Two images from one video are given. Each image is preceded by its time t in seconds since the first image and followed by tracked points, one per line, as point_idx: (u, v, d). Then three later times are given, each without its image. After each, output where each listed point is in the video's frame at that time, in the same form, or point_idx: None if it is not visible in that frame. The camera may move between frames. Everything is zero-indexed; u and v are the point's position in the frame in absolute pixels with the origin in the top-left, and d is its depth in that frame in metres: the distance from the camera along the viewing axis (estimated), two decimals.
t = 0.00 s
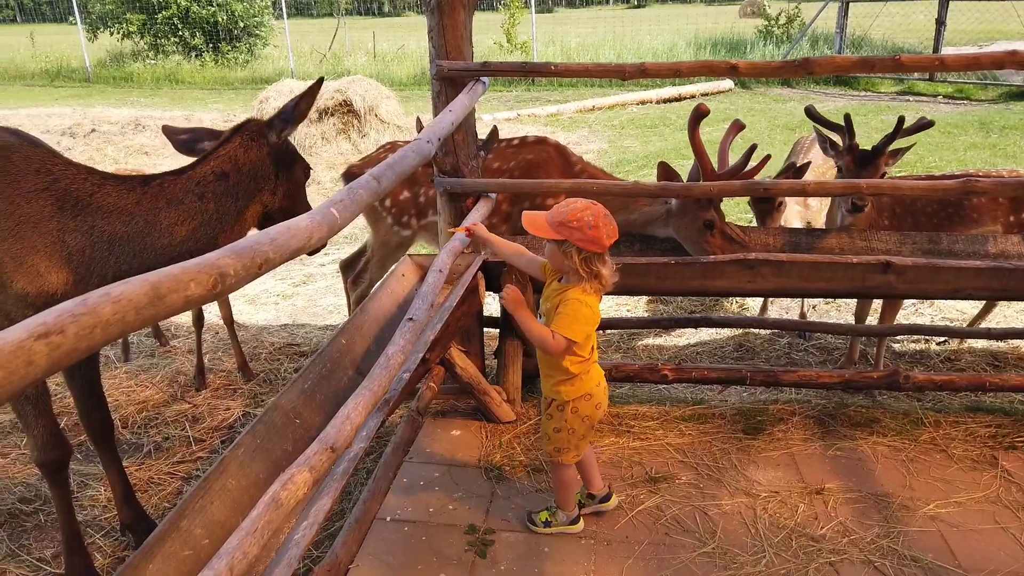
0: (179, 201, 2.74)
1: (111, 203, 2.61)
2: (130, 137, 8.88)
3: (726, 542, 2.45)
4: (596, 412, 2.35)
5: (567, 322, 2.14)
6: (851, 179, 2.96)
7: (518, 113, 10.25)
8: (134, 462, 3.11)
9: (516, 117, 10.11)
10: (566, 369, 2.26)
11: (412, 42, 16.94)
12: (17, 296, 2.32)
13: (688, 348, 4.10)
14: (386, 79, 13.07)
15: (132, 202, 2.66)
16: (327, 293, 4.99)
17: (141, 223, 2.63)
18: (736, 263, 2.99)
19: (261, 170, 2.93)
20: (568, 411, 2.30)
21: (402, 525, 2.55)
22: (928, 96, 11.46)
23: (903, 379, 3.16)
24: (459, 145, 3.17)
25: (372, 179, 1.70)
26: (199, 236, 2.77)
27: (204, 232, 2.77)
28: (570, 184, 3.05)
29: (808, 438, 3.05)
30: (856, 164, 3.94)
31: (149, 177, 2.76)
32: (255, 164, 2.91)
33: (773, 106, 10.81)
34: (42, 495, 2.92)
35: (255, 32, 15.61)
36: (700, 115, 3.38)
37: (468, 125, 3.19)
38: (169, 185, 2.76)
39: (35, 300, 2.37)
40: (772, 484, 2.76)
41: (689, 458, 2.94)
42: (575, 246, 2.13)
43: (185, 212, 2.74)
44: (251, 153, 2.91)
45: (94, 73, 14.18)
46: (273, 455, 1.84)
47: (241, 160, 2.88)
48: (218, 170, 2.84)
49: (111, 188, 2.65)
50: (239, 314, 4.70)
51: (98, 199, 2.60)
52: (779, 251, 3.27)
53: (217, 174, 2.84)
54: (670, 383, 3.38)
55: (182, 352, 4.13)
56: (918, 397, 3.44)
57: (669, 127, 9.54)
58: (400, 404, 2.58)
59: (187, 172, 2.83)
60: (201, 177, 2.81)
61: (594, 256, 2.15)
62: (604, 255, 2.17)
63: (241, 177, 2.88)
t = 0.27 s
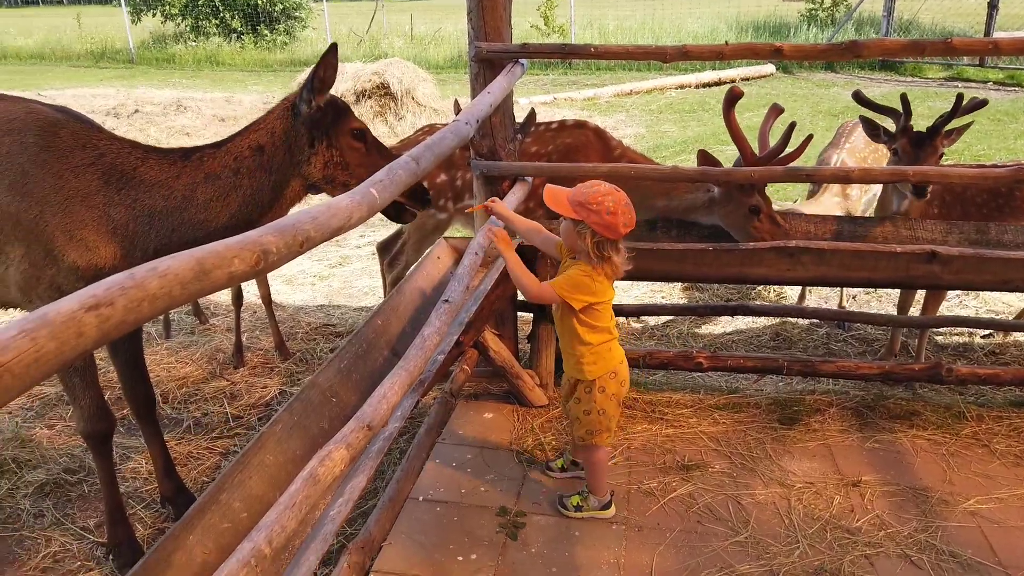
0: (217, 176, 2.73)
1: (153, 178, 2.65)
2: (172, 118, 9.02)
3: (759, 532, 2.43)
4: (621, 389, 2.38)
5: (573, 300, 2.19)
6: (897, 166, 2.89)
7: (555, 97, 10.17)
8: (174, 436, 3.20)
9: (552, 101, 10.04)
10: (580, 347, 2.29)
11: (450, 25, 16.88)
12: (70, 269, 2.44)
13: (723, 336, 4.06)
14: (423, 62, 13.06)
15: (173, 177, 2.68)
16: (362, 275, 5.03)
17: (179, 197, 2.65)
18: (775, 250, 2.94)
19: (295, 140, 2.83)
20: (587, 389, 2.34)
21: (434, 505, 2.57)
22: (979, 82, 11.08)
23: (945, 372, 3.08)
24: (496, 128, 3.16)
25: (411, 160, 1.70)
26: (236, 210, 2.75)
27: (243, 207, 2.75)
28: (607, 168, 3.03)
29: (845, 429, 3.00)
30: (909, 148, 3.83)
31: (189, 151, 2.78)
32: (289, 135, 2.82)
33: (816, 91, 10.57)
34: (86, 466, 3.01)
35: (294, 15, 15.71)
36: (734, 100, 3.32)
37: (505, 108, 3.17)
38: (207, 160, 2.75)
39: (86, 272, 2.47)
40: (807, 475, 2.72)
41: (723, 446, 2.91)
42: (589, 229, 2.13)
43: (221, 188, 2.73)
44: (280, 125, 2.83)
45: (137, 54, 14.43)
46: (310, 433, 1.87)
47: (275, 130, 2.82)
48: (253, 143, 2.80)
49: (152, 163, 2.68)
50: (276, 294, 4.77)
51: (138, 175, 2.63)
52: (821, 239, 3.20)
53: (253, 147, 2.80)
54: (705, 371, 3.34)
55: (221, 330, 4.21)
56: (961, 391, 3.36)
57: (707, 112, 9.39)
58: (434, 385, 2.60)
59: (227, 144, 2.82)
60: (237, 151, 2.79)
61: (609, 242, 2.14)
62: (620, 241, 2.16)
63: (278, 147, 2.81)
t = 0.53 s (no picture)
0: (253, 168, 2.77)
1: (193, 169, 2.70)
2: (208, 110, 9.16)
3: (787, 531, 2.41)
4: (636, 374, 2.38)
5: (595, 289, 2.19)
6: (936, 162, 2.83)
7: (586, 90, 10.12)
8: (207, 424, 3.26)
9: (583, 95, 9.99)
10: (600, 336, 2.29)
11: (481, 18, 16.88)
12: (113, 257, 2.50)
13: (753, 333, 4.02)
14: (455, 55, 13.08)
15: (211, 170, 2.73)
16: (392, 267, 5.07)
17: (216, 189, 2.69)
18: (808, 247, 2.89)
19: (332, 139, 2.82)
20: (611, 378, 2.33)
21: (461, 497, 2.59)
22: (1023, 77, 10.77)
23: (982, 373, 3.02)
24: (527, 122, 3.16)
25: (441, 154, 1.71)
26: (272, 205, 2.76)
27: (279, 199, 2.76)
28: (638, 163, 3.01)
29: (877, 430, 2.96)
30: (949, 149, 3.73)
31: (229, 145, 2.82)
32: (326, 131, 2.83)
33: (853, 85, 10.36)
34: (122, 452, 3.08)
35: (328, 8, 15.83)
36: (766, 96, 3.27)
37: (536, 102, 3.17)
38: (247, 155, 2.79)
39: (129, 260, 2.52)
40: (838, 475, 2.69)
41: (751, 444, 2.89)
42: (609, 216, 2.14)
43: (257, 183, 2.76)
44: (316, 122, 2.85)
45: (174, 48, 14.66)
46: (340, 423, 1.90)
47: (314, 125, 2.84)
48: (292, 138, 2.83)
49: (193, 156, 2.73)
50: (307, 285, 4.83)
51: (178, 166, 2.68)
52: (855, 236, 3.15)
53: (293, 141, 2.82)
54: (734, 368, 3.31)
55: (253, 321, 4.27)
56: (998, 392, 3.28)
57: (741, 106, 9.26)
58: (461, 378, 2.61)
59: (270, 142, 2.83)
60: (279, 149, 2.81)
61: (628, 226, 2.16)
62: (637, 226, 2.18)
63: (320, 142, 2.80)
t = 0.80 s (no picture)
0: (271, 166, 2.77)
1: (216, 166, 2.71)
2: (225, 108, 9.23)
3: (802, 535, 2.40)
4: (658, 374, 2.37)
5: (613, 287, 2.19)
6: (956, 163, 2.80)
7: (602, 90, 10.10)
8: (223, 420, 3.29)
9: (599, 94, 9.96)
10: (622, 338, 2.29)
11: (497, 17, 16.87)
12: (138, 254, 2.52)
13: (769, 335, 4.00)
14: (471, 54, 13.09)
15: (234, 166, 2.74)
16: (407, 266, 5.09)
17: (238, 186, 2.71)
18: (825, 248, 2.87)
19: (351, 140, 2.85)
20: (633, 379, 2.32)
21: (474, 496, 2.60)
22: None
23: (1001, 377, 2.98)
24: (543, 122, 3.16)
25: (458, 155, 1.71)
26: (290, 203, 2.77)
27: (298, 198, 2.77)
28: (654, 164, 3.00)
29: (894, 433, 2.93)
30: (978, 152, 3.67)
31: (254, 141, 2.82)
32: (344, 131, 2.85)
33: (872, 85, 10.26)
34: (139, 447, 3.11)
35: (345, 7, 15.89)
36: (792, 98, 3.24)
37: (553, 101, 3.17)
38: (271, 153, 2.79)
39: (154, 257, 2.55)
40: (853, 479, 2.67)
41: (766, 447, 2.87)
42: (625, 216, 2.15)
43: (279, 181, 2.77)
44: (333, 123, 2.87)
45: (193, 46, 14.79)
46: (354, 421, 1.91)
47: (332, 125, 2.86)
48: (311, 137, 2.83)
49: (216, 152, 2.74)
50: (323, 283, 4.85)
51: (200, 164, 2.69)
52: (874, 238, 3.12)
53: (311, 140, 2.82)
54: (749, 370, 3.30)
55: (269, 319, 4.30)
56: (1018, 397, 3.24)
57: (758, 106, 9.20)
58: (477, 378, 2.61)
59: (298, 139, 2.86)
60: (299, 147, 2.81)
61: (645, 225, 2.16)
62: (654, 225, 2.18)
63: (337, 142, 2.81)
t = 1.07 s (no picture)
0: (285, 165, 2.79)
1: (239, 160, 2.75)
2: (236, 108, 9.26)
3: (809, 537, 2.39)
4: (666, 375, 2.38)
5: (622, 291, 2.18)
6: (967, 165, 2.78)
7: (611, 90, 10.08)
8: (231, 419, 3.30)
9: (608, 94, 9.96)
10: (631, 339, 2.29)
11: (506, 17, 16.88)
12: (161, 251, 2.53)
13: (777, 337, 3.98)
14: (480, 55, 13.10)
15: (257, 160, 2.78)
16: (415, 266, 5.09)
17: (261, 180, 2.74)
18: (835, 250, 2.86)
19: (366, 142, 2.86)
20: (643, 382, 2.32)
21: (481, 497, 2.60)
22: None
23: (1011, 380, 2.96)
24: (551, 123, 3.15)
25: (466, 155, 1.71)
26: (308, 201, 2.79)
27: (314, 195, 2.80)
28: (663, 165, 2.99)
29: (903, 436, 2.91)
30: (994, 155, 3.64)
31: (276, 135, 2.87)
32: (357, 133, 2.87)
33: (882, 86, 10.21)
34: (148, 445, 3.13)
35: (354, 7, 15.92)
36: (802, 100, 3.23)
37: (562, 102, 3.17)
38: (294, 148, 2.83)
39: (177, 253, 2.56)
40: (862, 481, 2.65)
41: (774, 449, 2.86)
42: (635, 216, 2.15)
43: (302, 176, 2.80)
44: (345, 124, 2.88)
45: (203, 46, 14.86)
46: (362, 420, 1.91)
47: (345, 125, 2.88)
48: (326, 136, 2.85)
49: (239, 147, 2.78)
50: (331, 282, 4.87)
51: (222, 159, 2.72)
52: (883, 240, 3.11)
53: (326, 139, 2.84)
54: (758, 372, 3.29)
55: (278, 318, 4.31)
56: None
57: (767, 107, 9.17)
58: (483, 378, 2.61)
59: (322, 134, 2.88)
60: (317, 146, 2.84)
61: (655, 226, 2.16)
62: (664, 226, 2.18)
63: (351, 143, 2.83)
